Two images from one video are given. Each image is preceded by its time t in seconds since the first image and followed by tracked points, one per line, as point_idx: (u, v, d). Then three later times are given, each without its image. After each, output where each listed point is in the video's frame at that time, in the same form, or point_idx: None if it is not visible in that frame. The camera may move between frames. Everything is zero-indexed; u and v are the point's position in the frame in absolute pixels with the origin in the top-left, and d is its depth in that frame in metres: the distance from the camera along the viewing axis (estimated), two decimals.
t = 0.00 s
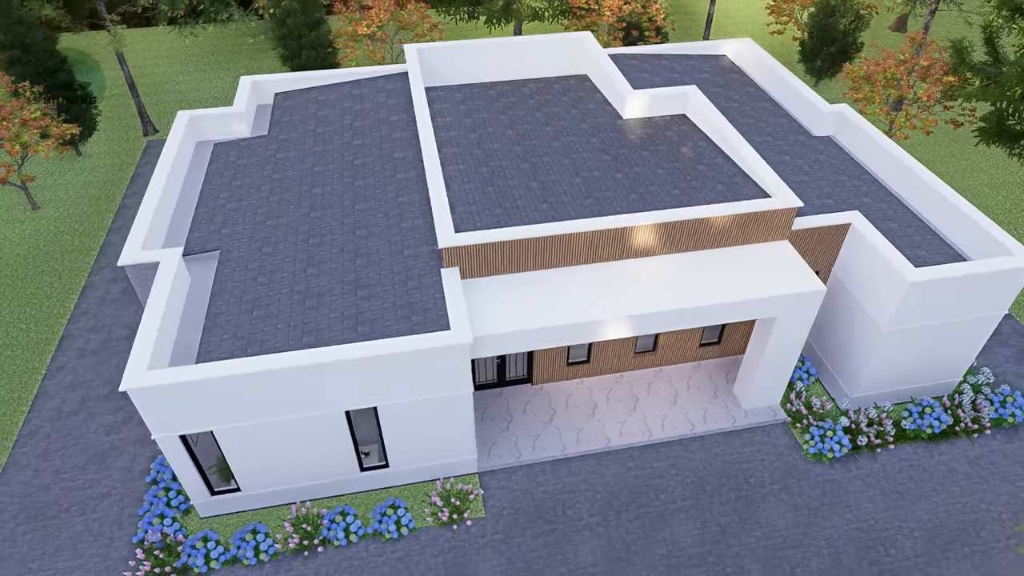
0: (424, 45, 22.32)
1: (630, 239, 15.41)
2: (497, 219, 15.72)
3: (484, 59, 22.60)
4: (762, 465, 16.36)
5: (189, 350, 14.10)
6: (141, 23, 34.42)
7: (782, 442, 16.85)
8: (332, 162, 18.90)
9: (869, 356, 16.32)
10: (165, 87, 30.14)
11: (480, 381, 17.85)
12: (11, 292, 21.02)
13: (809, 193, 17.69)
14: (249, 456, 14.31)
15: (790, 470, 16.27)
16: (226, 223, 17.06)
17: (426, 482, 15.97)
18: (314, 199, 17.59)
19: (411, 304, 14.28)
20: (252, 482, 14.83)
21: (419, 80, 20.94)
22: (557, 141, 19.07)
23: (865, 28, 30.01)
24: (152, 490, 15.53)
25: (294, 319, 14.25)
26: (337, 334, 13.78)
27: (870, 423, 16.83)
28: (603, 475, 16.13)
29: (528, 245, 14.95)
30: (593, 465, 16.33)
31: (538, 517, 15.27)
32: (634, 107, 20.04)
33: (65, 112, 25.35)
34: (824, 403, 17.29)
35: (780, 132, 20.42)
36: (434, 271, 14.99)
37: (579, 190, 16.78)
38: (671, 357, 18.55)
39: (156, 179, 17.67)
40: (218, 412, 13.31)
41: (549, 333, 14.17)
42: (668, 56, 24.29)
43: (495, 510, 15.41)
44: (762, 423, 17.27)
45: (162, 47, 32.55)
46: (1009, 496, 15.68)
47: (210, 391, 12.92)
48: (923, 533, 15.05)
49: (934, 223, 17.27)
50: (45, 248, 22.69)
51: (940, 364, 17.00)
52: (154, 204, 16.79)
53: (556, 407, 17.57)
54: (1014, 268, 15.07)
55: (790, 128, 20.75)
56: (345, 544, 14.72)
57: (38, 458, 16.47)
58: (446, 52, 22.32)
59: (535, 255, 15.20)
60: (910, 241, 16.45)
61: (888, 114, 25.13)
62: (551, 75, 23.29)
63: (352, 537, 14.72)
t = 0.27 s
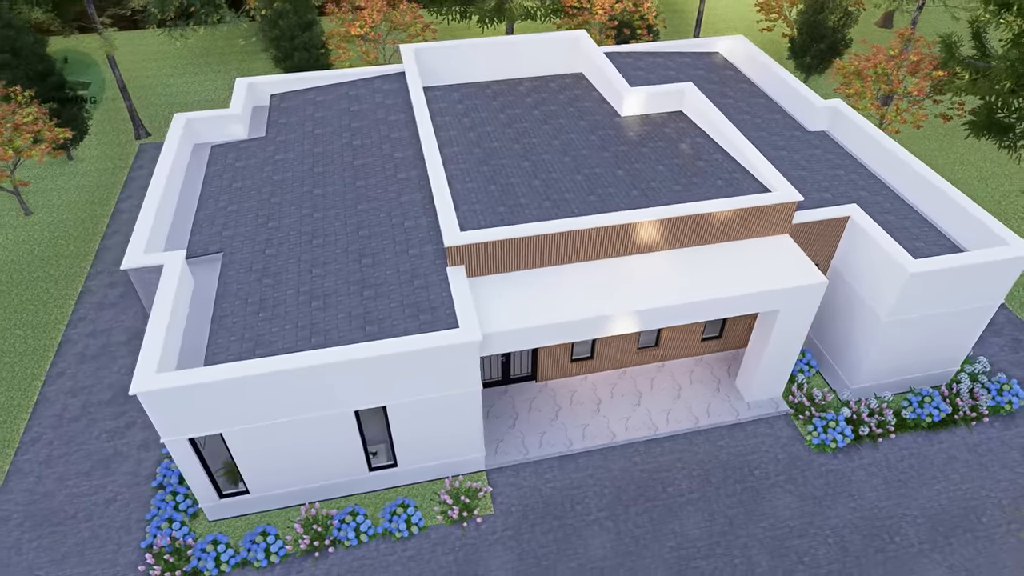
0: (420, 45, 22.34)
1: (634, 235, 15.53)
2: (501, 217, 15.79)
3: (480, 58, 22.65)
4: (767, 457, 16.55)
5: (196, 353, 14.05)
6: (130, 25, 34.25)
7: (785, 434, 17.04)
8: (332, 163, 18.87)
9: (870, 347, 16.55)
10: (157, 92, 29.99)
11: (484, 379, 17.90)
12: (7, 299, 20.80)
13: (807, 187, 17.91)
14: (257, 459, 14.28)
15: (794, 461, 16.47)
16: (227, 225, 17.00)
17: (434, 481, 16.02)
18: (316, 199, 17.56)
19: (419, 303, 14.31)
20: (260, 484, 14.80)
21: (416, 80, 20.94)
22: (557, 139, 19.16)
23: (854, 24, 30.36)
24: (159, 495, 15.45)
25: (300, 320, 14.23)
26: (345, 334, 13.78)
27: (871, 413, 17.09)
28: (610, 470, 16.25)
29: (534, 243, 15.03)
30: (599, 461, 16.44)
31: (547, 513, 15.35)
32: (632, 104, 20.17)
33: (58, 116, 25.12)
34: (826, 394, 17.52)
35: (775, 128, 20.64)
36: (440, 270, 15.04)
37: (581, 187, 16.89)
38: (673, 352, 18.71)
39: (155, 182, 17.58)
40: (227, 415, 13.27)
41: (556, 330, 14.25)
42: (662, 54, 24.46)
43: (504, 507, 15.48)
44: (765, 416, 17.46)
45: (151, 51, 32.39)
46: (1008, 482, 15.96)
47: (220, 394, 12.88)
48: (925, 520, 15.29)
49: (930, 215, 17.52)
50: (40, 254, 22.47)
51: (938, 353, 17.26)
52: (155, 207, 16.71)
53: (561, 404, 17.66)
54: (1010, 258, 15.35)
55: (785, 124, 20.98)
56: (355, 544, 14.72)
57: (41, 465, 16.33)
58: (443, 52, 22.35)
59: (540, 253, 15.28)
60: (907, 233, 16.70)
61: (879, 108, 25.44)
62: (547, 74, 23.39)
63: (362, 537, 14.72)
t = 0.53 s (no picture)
0: (417, 45, 22.33)
1: (638, 231, 15.64)
2: (505, 215, 15.84)
3: (477, 57, 22.68)
4: (771, 449, 16.71)
5: (203, 356, 13.98)
6: (120, 28, 33.98)
7: (789, 426, 17.22)
8: (332, 163, 18.82)
9: (871, 338, 16.76)
10: (149, 95, 29.79)
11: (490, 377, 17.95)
12: (3, 306, 20.58)
13: (806, 181, 18.11)
14: (267, 460, 14.24)
15: (798, 452, 16.64)
16: (229, 227, 16.93)
17: (443, 480, 16.05)
18: (318, 200, 17.52)
19: (426, 301, 14.33)
20: (269, 486, 14.77)
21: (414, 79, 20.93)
22: (557, 137, 19.24)
23: (843, 20, 30.69)
24: (166, 499, 15.36)
25: (308, 320, 14.20)
26: (354, 333, 13.77)
27: (872, 404, 17.33)
28: (617, 465, 16.34)
29: (539, 240, 15.09)
30: (607, 456, 16.53)
31: (556, 509, 15.41)
32: (630, 101, 20.28)
33: (51, 120, 24.89)
34: (828, 386, 17.74)
35: (772, 124, 20.83)
36: (446, 269, 15.07)
37: (584, 184, 16.98)
38: (676, 347, 18.84)
39: (156, 185, 17.48)
40: (237, 417, 13.23)
41: (564, 326, 14.33)
42: (657, 52, 24.61)
43: (513, 504, 15.53)
44: (768, 408, 17.63)
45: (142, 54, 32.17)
46: (1008, 470, 16.22)
47: (231, 395, 12.84)
48: (929, 508, 15.50)
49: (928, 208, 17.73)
50: (35, 260, 22.24)
51: (937, 344, 17.51)
52: (157, 209, 16.62)
53: (566, 400, 17.74)
54: (1007, 249, 15.61)
55: (782, 120, 21.18)
56: (366, 544, 14.72)
57: (44, 472, 16.19)
58: (439, 51, 22.37)
59: (546, 250, 15.35)
60: (905, 226, 16.92)
61: (871, 103, 25.71)
62: (544, 73, 23.46)
63: (373, 536, 14.72)
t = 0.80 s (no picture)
0: (413, 45, 22.31)
1: (643, 226, 15.75)
2: (511, 213, 15.89)
3: (473, 56, 22.71)
4: (777, 441, 16.89)
5: (212, 358, 13.91)
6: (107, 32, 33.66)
7: (793, 417, 17.42)
8: (333, 164, 18.78)
9: (873, 328, 16.98)
10: (139, 98, 29.52)
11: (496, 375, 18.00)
12: None
13: (804, 175, 18.33)
14: (278, 462, 14.20)
15: (803, 443, 16.84)
16: (232, 229, 16.85)
17: (453, 478, 16.08)
18: (320, 201, 17.48)
19: (435, 300, 14.35)
20: (280, 488, 14.72)
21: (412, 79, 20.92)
22: (557, 135, 19.32)
23: (832, 17, 31.05)
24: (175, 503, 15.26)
25: (317, 321, 14.16)
26: (364, 333, 13.75)
27: (873, 393, 17.56)
28: (625, 459, 16.44)
29: (546, 237, 15.15)
30: (615, 451, 16.62)
31: (567, 505, 15.48)
32: (629, 98, 20.39)
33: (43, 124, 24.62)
34: (830, 377, 17.95)
35: (768, 119, 21.05)
36: (453, 267, 15.10)
37: (587, 181, 17.07)
38: (680, 342, 18.99)
39: (156, 188, 17.36)
40: (249, 419, 13.18)
41: (573, 321, 14.41)
42: (651, 49, 24.77)
43: (524, 500, 15.58)
44: (772, 400, 17.82)
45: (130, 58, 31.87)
46: (1008, 455, 16.51)
47: (243, 397, 12.78)
48: (933, 495, 15.74)
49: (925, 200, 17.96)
50: (30, 266, 21.99)
51: (936, 333, 17.78)
52: (159, 212, 16.50)
53: (572, 396, 17.83)
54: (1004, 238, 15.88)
55: (777, 115, 21.41)
56: (379, 544, 14.71)
57: (49, 479, 16.02)
58: (436, 51, 22.37)
59: (552, 247, 15.42)
60: (903, 218, 17.18)
61: (863, 97, 26.03)
62: (540, 71, 23.53)
63: (385, 536, 14.71)
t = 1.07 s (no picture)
0: (410, 46, 22.30)
1: (647, 223, 15.84)
2: (515, 211, 15.92)
3: (470, 56, 22.72)
4: (781, 434, 17.03)
5: (219, 360, 13.84)
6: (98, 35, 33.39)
7: (796, 410, 17.57)
8: (334, 164, 18.74)
9: (873, 321, 17.16)
10: (132, 102, 29.32)
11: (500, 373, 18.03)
12: None
13: (803, 171, 18.49)
14: (287, 463, 14.16)
15: (807, 435, 16.99)
16: (235, 231, 16.77)
17: (461, 477, 16.10)
18: (323, 201, 17.43)
19: (442, 298, 14.37)
20: (289, 489, 14.68)
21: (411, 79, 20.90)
22: (557, 133, 19.38)
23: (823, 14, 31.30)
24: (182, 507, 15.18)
25: (324, 321, 14.13)
26: (373, 332, 13.73)
27: (875, 385, 17.76)
28: (631, 455, 16.52)
29: (551, 234, 15.20)
30: (621, 447, 16.69)
31: (575, 501, 15.53)
32: (627, 96, 20.48)
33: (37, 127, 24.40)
34: (831, 369, 18.13)
35: (765, 116, 21.21)
36: (459, 266, 15.12)
37: (589, 178, 17.14)
38: (682, 338, 19.10)
39: (156, 190, 17.25)
40: (258, 420, 13.14)
41: (579, 318, 14.47)
42: (647, 47, 24.89)
43: (532, 497, 15.61)
44: (775, 394, 17.97)
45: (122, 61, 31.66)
46: (1008, 444, 16.73)
47: (252, 398, 12.73)
48: (936, 484, 15.93)
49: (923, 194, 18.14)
50: (26, 271, 21.77)
51: (935, 325, 18.00)
52: (161, 215, 16.40)
53: (577, 393, 17.89)
54: (1002, 230, 16.10)
55: (774, 112, 21.59)
56: (389, 543, 14.69)
57: (53, 485, 15.87)
58: (433, 51, 22.37)
59: (557, 245, 15.47)
60: (902, 211, 17.37)
61: (856, 94, 26.29)
62: (536, 70, 23.58)
63: (395, 535, 14.70)
